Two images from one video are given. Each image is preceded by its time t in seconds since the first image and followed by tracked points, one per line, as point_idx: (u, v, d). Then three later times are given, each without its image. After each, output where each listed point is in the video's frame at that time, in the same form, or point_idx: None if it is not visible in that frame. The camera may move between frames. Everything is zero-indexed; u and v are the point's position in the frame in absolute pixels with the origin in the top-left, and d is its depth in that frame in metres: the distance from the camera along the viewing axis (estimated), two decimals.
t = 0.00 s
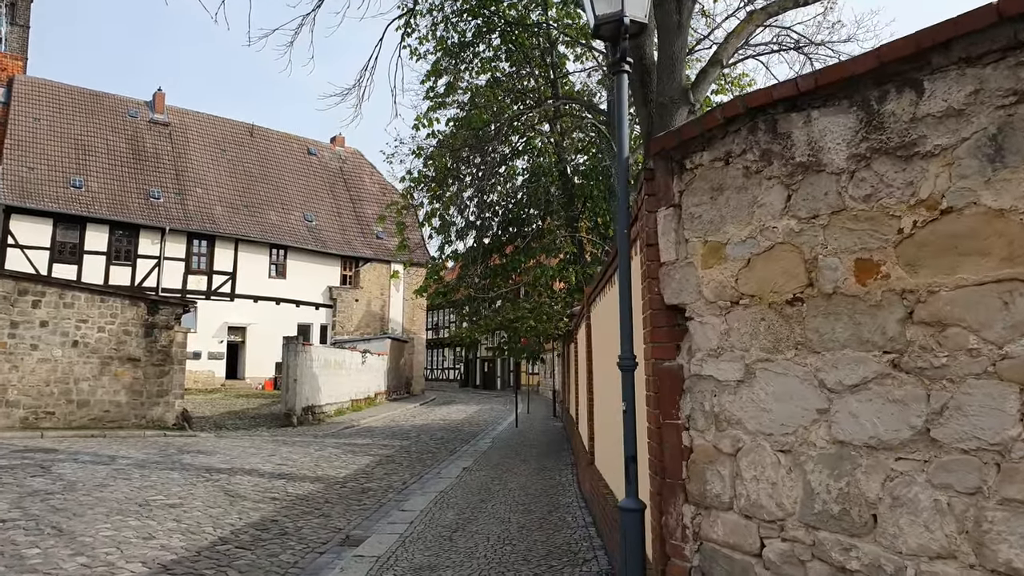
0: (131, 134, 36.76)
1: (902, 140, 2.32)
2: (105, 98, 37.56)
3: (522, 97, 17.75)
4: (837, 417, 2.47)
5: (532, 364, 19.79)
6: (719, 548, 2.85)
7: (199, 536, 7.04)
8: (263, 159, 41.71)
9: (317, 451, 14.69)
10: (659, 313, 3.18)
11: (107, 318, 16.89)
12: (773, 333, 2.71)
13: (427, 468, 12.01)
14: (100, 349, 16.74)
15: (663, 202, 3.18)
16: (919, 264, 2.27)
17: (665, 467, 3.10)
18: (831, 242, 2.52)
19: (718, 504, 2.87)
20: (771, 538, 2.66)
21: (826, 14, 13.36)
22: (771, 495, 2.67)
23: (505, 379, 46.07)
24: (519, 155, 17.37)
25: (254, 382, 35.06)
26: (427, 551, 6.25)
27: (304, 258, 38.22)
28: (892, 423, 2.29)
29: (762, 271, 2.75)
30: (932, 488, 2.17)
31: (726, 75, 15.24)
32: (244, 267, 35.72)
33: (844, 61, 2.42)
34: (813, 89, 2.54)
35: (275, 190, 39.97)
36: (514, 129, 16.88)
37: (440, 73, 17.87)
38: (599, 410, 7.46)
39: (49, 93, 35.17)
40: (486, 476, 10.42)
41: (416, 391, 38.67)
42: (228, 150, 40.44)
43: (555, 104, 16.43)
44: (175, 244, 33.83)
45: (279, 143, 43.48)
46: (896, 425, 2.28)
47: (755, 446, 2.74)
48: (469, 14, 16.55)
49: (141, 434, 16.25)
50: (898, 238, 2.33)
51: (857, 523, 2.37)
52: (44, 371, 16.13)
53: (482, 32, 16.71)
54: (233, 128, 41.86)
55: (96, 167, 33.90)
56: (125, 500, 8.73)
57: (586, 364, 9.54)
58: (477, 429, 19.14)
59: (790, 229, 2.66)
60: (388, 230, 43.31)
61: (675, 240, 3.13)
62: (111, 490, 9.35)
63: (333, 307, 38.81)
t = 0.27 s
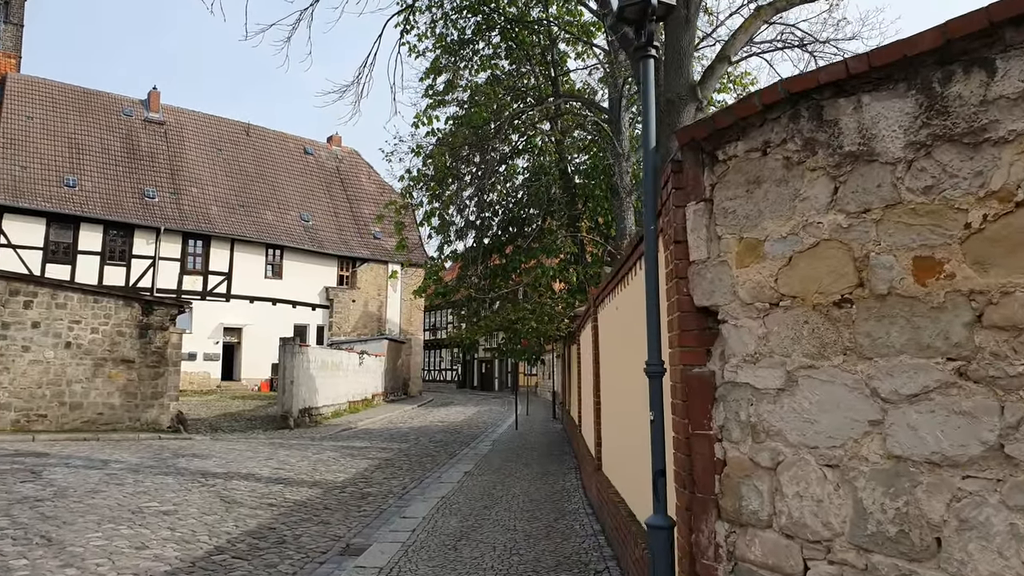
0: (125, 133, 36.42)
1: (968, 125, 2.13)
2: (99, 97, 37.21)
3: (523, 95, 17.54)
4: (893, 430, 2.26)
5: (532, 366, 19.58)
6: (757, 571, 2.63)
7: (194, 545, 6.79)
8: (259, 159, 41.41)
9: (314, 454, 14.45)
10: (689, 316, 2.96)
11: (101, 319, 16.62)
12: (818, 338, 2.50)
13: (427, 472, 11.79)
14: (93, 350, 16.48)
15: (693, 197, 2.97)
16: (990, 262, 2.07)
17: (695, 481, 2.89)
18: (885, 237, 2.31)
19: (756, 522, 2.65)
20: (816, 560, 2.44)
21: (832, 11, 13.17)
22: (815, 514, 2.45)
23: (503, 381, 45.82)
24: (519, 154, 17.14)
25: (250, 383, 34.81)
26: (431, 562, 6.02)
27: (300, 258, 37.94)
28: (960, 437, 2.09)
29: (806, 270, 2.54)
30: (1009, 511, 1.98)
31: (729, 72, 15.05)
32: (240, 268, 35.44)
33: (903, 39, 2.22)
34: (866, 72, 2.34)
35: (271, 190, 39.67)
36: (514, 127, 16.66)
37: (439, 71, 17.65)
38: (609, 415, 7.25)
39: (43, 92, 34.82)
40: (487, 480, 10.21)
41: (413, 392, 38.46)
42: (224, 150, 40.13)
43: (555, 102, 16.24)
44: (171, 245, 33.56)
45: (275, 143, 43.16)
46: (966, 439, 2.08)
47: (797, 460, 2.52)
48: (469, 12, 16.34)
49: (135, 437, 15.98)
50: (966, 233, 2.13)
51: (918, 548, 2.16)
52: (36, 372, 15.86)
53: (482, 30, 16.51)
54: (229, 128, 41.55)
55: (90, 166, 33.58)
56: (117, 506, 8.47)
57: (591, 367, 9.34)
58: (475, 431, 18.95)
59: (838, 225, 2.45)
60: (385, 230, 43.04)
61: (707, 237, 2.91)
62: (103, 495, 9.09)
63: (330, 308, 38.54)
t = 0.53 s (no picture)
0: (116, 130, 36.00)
1: None
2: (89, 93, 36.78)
3: (519, 90, 17.32)
4: (955, 426, 2.07)
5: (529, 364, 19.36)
6: None
7: (184, 549, 6.54)
8: (252, 156, 41.03)
9: (308, 454, 14.20)
10: (719, 303, 2.73)
11: (89, 317, 16.31)
12: (865, 325, 2.29)
13: (424, 471, 11.57)
14: (82, 349, 16.17)
15: (722, 174, 2.75)
16: None
17: (725, 481, 2.66)
18: (945, 212, 2.13)
19: (794, 527, 2.43)
20: (866, 569, 2.23)
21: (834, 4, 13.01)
22: (864, 520, 2.23)
23: (498, 379, 45.57)
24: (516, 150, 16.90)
25: (243, 383, 34.49)
26: (432, 566, 5.79)
27: (293, 256, 37.62)
28: None
29: (854, 251, 2.33)
30: None
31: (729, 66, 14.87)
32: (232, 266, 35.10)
33: None
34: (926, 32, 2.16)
35: (264, 188, 39.31)
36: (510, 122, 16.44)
37: (435, 66, 17.41)
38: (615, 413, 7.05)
39: (32, 88, 34.38)
40: (487, 480, 9.99)
41: (408, 391, 38.19)
42: (216, 147, 39.75)
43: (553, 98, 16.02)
44: (162, 243, 33.19)
45: (267, 140, 42.77)
46: None
47: (842, 459, 2.31)
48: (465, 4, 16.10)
49: (125, 437, 15.69)
50: None
51: (986, 556, 1.97)
52: (23, 372, 15.54)
53: (478, 23, 16.27)
54: (221, 125, 41.17)
55: (80, 163, 33.17)
56: (105, 509, 8.21)
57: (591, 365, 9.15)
58: (472, 430, 18.71)
59: (890, 200, 2.25)
60: (379, 228, 42.71)
61: (738, 217, 2.69)
62: (90, 497, 8.82)
63: (323, 306, 38.23)
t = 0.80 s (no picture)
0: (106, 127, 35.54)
1: None
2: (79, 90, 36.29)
3: (515, 86, 17.03)
4: None
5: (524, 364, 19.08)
6: None
7: (170, 557, 6.25)
8: (244, 154, 40.63)
9: (300, 456, 13.90)
10: (752, 295, 2.48)
11: (77, 316, 15.96)
12: (927, 317, 2.06)
13: (420, 474, 11.30)
14: (70, 348, 15.83)
15: (757, 153, 2.50)
16: None
17: (759, 491, 2.41)
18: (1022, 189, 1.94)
19: (842, 545, 2.18)
20: None
21: None
22: (928, 539, 1.99)
23: (492, 379, 45.29)
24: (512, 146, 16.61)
25: (235, 383, 34.13)
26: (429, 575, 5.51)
27: (285, 255, 37.24)
28: None
29: (913, 236, 2.10)
30: None
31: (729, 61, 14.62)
32: (224, 265, 34.73)
33: None
34: None
35: (256, 186, 38.92)
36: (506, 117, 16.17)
37: (430, 60, 17.09)
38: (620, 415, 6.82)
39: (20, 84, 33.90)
40: (484, 483, 9.73)
41: (401, 391, 37.89)
42: (208, 145, 39.33)
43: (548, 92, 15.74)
44: (153, 241, 32.79)
45: (260, 138, 42.34)
46: None
47: (899, 468, 2.06)
48: None
49: (113, 439, 15.35)
50: None
51: None
52: (8, 372, 15.17)
53: (474, 17, 15.98)
54: (213, 123, 40.75)
55: (69, 160, 32.72)
56: (90, 514, 7.91)
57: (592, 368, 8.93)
58: (466, 431, 18.44)
59: (956, 178, 2.04)
60: (372, 227, 42.37)
61: (775, 200, 2.45)
62: (74, 502, 8.51)
63: (316, 306, 37.88)
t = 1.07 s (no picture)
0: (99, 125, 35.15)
1: None
2: (72, 87, 35.89)
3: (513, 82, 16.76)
4: None
5: (522, 364, 18.85)
6: None
7: (160, 566, 5.97)
8: (239, 152, 40.28)
9: (296, 458, 13.61)
10: (798, 285, 2.25)
11: (68, 315, 15.63)
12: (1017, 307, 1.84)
13: (418, 476, 11.04)
14: (60, 348, 15.51)
15: (806, 127, 2.26)
16: None
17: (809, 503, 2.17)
18: None
19: (910, 567, 1.95)
20: None
21: None
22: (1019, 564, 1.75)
23: (488, 380, 45.07)
24: (511, 142, 16.35)
25: (229, 383, 33.80)
26: None
27: (279, 254, 36.91)
28: None
29: (999, 215, 1.89)
30: None
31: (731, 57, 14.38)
32: (218, 264, 34.39)
33: None
34: None
35: (250, 185, 38.58)
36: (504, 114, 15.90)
37: (427, 56, 16.78)
38: (628, 416, 6.57)
39: (12, 81, 33.50)
40: (485, 486, 9.47)
41: (398, 392, 37.61)
42: (202, 143, 38.95)
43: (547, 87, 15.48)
44: (146, 240, 32.44)
45: (254, 136, 41.99)
46: None
47: (983, 481, 1.83)
48: None
49: (105, 441, 15.04)
50: None
51: None
52: None
53: (472, 11, 15.70)
54: (208, 120, 40.38)
55: (62, 158, 32.33)
56: (77, 519, 7.62)
57: (597, 367, 8.69)
58: (464, 432, 18.18)
59: None
60: (368, 226, 42.07)
61: (825, 179, 2.21)
62: (61, 506, 8.22)
63: (311, 305, 37.55)
